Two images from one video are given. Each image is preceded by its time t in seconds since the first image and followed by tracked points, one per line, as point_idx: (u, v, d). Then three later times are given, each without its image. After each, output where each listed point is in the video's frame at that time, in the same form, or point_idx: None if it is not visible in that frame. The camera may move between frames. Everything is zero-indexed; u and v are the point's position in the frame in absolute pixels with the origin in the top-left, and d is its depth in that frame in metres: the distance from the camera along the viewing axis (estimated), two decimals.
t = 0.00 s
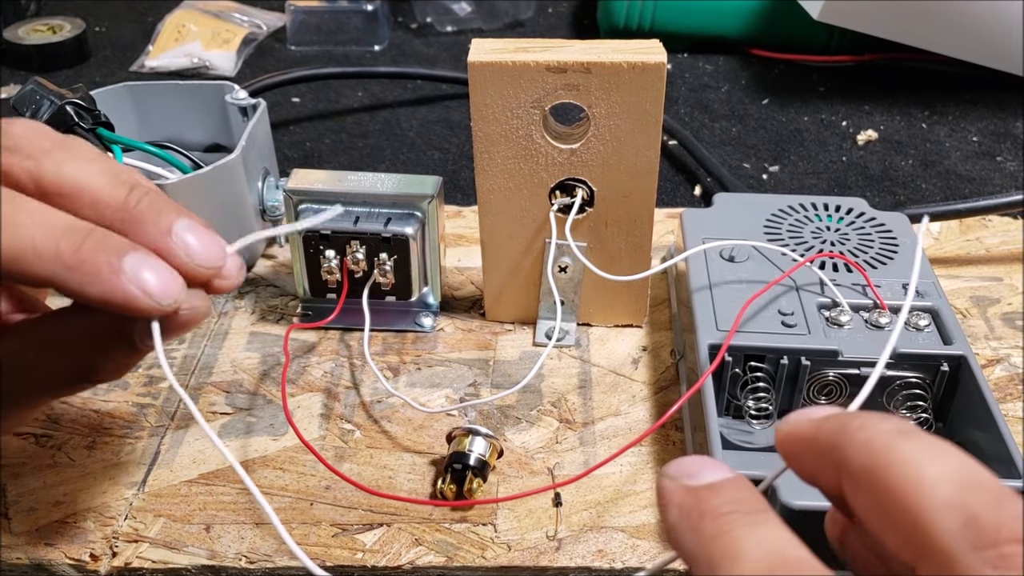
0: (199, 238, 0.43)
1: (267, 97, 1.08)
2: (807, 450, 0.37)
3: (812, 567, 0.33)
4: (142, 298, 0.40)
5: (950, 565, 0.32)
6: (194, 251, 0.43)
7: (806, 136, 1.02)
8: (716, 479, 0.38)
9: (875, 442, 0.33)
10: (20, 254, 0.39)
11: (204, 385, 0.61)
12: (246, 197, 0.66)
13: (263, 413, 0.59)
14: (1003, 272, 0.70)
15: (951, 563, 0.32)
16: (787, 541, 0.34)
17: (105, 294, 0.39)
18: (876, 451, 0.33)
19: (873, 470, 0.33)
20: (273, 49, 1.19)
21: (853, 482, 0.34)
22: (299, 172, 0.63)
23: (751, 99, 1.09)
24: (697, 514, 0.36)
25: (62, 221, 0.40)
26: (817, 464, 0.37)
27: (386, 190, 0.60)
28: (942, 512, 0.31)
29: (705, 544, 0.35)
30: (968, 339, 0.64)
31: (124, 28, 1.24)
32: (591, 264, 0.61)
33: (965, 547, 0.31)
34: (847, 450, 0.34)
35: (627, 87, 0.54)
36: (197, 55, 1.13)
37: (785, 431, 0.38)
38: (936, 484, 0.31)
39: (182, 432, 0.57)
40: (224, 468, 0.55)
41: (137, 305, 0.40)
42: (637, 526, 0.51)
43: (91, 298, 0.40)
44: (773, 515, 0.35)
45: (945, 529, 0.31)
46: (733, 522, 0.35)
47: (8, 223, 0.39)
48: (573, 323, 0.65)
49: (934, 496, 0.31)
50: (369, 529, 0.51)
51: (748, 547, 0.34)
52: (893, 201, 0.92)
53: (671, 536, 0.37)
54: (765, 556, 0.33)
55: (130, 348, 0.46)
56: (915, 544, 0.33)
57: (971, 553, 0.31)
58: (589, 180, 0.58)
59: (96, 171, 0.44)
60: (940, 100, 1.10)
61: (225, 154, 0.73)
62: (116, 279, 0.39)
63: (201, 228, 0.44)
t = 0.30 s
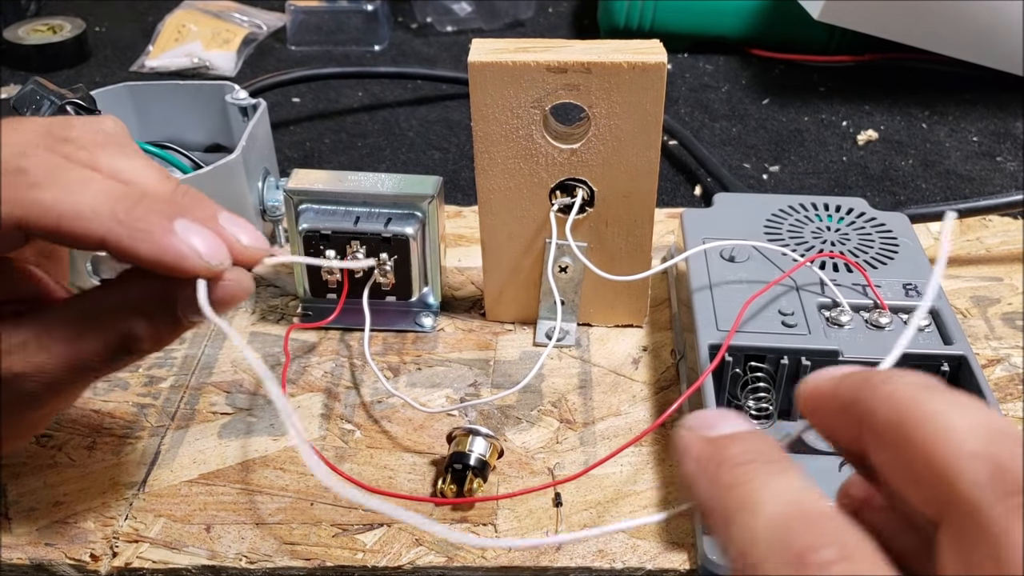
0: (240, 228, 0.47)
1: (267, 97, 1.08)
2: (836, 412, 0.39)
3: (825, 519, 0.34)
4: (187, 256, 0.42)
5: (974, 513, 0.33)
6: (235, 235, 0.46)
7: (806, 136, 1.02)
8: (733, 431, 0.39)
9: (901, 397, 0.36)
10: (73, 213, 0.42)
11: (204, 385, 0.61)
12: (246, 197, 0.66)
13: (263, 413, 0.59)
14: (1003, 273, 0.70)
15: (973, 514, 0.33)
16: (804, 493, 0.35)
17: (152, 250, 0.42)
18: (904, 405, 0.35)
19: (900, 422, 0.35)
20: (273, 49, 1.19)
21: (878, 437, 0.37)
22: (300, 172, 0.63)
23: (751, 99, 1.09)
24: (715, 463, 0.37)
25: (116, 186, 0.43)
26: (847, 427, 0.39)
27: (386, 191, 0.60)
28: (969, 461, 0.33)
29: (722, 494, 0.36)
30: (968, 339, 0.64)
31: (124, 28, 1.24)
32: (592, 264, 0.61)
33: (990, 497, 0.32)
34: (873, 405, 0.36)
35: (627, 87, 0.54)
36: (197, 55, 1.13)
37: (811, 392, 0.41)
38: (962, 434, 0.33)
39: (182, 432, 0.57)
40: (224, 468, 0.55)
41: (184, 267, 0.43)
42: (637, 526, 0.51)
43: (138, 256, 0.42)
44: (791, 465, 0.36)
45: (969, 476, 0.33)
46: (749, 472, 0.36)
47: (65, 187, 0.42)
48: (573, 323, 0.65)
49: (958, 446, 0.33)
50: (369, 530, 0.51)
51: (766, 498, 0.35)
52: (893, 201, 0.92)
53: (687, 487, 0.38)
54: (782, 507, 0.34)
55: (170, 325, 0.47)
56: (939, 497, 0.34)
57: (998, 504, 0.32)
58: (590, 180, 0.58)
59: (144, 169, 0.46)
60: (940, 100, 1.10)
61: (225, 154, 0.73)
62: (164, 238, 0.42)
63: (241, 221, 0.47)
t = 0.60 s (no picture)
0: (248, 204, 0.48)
1: (267, 97, 1.08)
2: (898, 370, 0.40)
3: (904, 456, 0.33)
4: (207, 231, 0.44)
5: None
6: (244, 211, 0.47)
7: (806, 136, 1.02)
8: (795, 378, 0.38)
9: (973, 356, 0.36)
10: (92, 190, 0.43)
11: (204, 385, 0.61)
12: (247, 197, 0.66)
13: (263, 413, 0.59)
14: (1003, 273, 0.70)
15: None
16: (878, 432, 0.34)
17: (174, 226, 0.43)
18: (976, 363, 0.36)
19: (972, 380, 0.36)
20: (273, 49, 1.19)
21: (948, 395, 0.37)
22: (300, 172, 0.63)
23: (751, 99, 1.09)
24: (783, 404, 0.36)
25: (130, 166, 0.44)
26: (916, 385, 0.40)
27: (387, 191, 0.60)
28: None
29: (792, 433, 0.35)
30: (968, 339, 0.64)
31: (124, 28, 1.24)
32: (592, 264, 0.61)
33: None
34: (943, 364, 0.37)
35: (627, 87, 0.54)
36: (196, 55, 1.13)
37: (873, 348, 0.41)
38: None
39: (182, 432, 0.57)
40: (224, 468, 0.55)
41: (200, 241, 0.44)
42: (638, 526, 0.51)
43: (158, 232, 0.43)
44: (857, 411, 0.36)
45: None
46: (819, 413, 0.35)
47: (80, 167, 0.43)
48: (573, 323, 0.65)
49: None
50: (369, 530, 0.51)
51: (840, 435, 0.34)
52: (894, 201, 0.92)
53: (749, 429, 0.37)
54: (856, 445, 0.33)
55: (190, 296, 0.47)
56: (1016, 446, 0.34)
57: None
58: (589, 180, 0.58)
59: (155, 155, 0.47)
60: (940, 100, 1.10)
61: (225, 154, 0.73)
62: (185, 214, 0.43)
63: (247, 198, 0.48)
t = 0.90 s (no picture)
0: (230, 209, 0.49)
1: (267, 97, 1.08)
2: (864, 359, 0.40)
3: (877, 441, 0.33)
4: (194, 242, 0.44)
5: None
6: (227, 216, 0.49)
7: (806, 136, 1.02)
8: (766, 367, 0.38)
9: (938, 343, 0.35)
10: (77, 200, 0.43)
11: (204, 385, 0.61)
12: (246, 197, 0.66)
13: (263, 413, 0.59)
14: (1003, 273, 0.70)
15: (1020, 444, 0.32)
16: (849, 417, 0.34)
17: (160, 237, 0.43)
18: (941, 349, 0.35)
19: (939, 361, 0.35)
20: (273, 49, 1.19)
21: (915, 381, 0.37)
22: (300, 172, 0.63)
23: (751, 99, 1.09)
24: (755, 391, 0.36)
25: (116, 175, 0.44)
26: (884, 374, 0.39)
27: (387, 191, 0.60)
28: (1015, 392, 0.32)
29: (764, 421, 0.35)
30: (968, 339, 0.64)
31: (124, 28, 1.24)
32: (591, 264, 0.61)
33: None
34: (909, 348, 0.36)
35: (627, 87, 0.54)
36: (196, 55, 1.13)
37: (840, 340, 0.41)
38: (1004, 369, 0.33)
39: (182, 432, 0.57)
40: (224, 468, 0.55)
41: (189, 252, 0.44)
42: (638, 526, 0.51)
43: (145, 245, 0.43)
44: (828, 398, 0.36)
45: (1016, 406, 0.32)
46: (792, 400, 0.35)
47: (66, 175, 0.43)
48: (573, 323, 0.65)
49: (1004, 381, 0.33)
50: (369, 530, 0.51)
51: (812, 424, 0.33)
52: (894, 201, 0.92)
53: (721, 418, 0.37)
54: (829, 432, 0.33)
55: (176, 307, 0.47)
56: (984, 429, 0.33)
57: None
58: (590, 180, 0.58)
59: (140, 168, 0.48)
60: (940, 100, 1.10)
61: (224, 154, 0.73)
62: (170, 225, 0.43)
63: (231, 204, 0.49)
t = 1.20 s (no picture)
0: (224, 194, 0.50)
1: (267, 97, 1.08)
2: (790, 350, 0.36)
3: (763, 483, 0.31)
4: (187, 211, 0.45)
5: (919, 464, 0.29)
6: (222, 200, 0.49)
7: (806, 136, 1.02)
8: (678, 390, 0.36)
9: (851, 336, 0.32)
10: (73, 166, 0.44)
11: (204, 385, 0.61)
12: (246, 197, 0.66)
13: (263, 413, 0.59)
14: (1003, 273, 0.70)
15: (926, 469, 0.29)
16: (745, 454, 0.32)
17: (154, 205, 0.44)
18: (854, 343, 0.32)
19: (847, 362, 0.32)
20: (273, 49, 1.19)
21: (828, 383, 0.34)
22: (299, 172, 0.63)
23: (751, 99, 1.09)
24: (655, 422, 0.35)
25: (114, 149, 0.46)
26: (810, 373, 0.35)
27: (386, 191, 0.60)
28: (921, 411, 0.29)
29: (660, 457, 0.34)
30: (968, 339, 0.64)
31: (124, 28, 1.24)
32: (591, 264, 0.61)
33: (942, 452, 0.28)
34: (823, 343, 0.33)
35: (627, 87, 0.54)
36: (196, 56, 1.13)
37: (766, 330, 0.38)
38: (909, 378, 0.30)
39: (182, 432, 0.57)
40: (224, 468, 0.55)
41: (183, 222, 0.45)
42: (637, 526, 0.51)
43: (138, 213, 0.44)
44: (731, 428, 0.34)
45: (913, 423, 0.29)
46: (688, 433, 0.33)
47: (66, 143, 0.45)
48: (573, 323, 0.65)
49: (905, 394, 0.29)
50: (369, 530, 0.51)
51: (701, 459, 0.32)
52: (894, 201, 0.92)
53: (626, 448, 0.36)
54: (717, 469, 0.32)
55: (170, 283, 0.47)
56: (889, 450, 0.30)
57: (948, 459, 0.28)
58: (589, 180, 0.58)
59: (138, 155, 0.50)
60: (940, 100, 1.10)
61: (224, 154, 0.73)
62: (165, 194, 0.44)
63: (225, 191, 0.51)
